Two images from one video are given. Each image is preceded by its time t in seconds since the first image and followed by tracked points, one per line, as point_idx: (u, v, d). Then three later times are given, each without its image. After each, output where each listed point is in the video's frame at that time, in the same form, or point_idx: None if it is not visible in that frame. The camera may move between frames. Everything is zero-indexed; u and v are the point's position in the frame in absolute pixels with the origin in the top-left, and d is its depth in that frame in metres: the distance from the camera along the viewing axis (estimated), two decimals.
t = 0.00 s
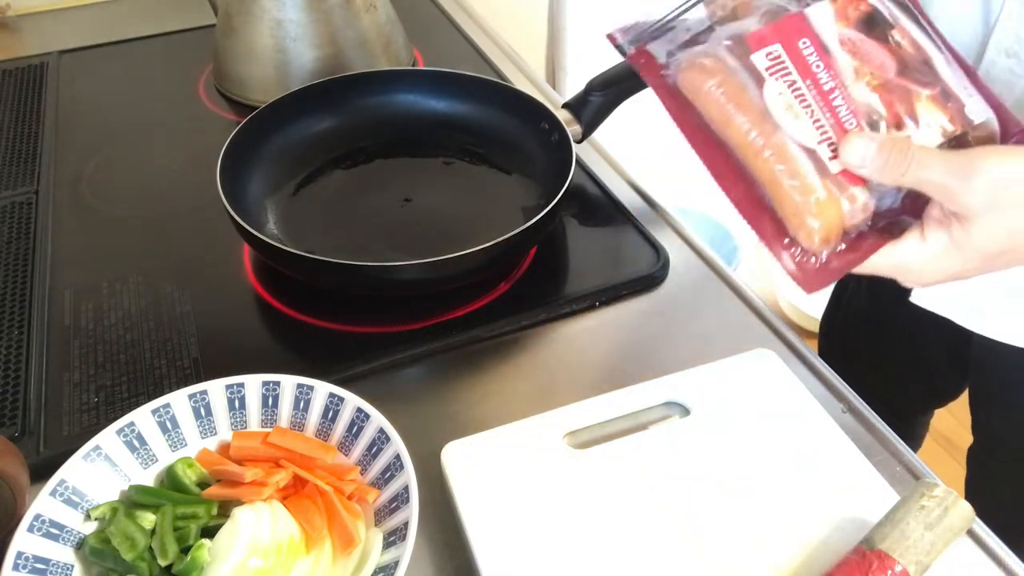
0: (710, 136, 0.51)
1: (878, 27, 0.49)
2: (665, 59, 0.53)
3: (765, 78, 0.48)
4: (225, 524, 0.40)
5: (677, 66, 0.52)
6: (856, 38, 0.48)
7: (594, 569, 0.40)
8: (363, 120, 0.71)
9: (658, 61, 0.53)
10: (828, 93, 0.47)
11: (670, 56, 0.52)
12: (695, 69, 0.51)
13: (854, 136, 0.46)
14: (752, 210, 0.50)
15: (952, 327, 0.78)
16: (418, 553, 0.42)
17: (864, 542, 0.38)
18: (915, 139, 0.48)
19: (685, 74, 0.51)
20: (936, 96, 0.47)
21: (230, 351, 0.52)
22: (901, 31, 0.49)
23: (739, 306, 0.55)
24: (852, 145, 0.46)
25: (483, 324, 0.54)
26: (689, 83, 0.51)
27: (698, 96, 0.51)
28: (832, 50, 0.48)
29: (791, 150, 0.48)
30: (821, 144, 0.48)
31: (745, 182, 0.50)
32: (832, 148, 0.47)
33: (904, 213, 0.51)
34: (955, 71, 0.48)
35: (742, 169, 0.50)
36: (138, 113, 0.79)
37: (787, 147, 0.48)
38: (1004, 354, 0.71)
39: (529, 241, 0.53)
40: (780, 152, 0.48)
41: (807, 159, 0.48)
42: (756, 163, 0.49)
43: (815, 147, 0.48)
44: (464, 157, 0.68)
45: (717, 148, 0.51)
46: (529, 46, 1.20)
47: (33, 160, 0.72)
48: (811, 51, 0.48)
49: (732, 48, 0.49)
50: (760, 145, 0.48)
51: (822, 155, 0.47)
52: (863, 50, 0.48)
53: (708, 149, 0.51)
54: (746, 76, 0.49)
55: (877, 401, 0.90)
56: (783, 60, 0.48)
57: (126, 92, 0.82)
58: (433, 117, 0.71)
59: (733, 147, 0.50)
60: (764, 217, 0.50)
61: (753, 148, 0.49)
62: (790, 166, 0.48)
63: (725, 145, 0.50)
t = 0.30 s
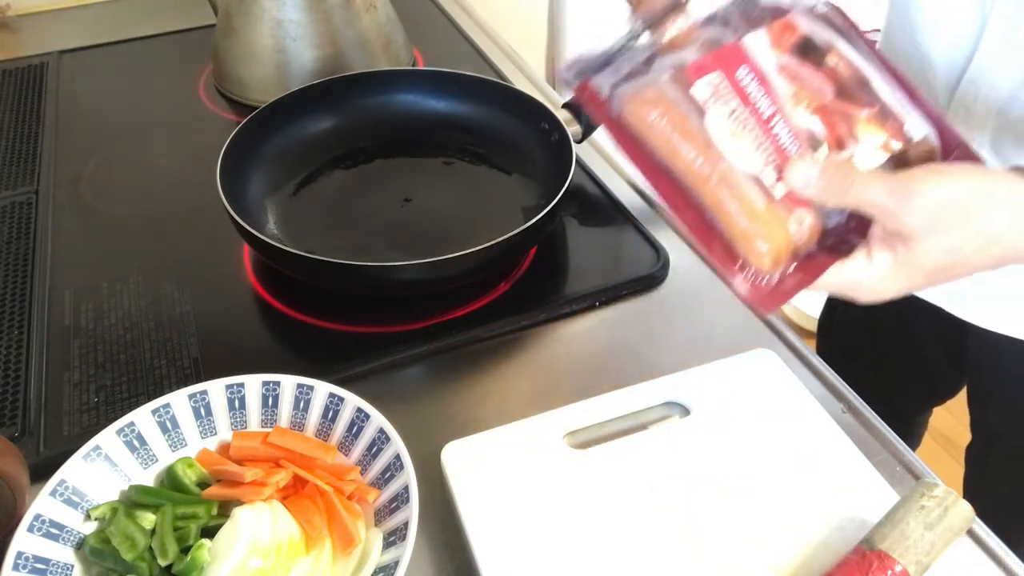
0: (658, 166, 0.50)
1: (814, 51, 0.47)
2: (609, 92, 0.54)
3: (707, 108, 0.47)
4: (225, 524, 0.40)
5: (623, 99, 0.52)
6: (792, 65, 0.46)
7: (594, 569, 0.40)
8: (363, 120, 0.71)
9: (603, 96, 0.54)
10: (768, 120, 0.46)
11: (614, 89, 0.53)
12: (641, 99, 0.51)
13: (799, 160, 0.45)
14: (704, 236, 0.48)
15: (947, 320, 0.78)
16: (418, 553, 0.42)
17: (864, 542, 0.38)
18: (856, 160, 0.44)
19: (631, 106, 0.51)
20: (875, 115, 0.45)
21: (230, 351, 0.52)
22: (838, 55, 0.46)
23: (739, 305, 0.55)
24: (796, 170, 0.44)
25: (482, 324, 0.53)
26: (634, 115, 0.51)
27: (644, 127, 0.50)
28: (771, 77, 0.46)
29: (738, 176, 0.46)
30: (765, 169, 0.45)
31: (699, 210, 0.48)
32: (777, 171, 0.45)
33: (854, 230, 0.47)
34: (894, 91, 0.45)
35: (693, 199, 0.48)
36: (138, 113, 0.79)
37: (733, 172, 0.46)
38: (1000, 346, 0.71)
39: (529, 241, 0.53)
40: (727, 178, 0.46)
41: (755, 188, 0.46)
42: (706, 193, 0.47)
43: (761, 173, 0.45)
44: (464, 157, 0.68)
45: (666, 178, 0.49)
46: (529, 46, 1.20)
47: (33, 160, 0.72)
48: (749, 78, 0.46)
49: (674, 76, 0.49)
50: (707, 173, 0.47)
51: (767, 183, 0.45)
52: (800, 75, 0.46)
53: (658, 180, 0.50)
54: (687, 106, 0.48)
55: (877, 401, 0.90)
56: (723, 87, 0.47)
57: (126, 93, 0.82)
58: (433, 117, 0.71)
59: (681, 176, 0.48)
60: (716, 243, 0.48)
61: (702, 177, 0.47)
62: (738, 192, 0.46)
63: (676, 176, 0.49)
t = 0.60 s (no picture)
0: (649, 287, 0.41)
1: (779, 138, 0.45)
2: (587, 217, 0.42)
3: (689, 220, 0.41)
4: (225, 524, 0.39)
5: (603, 221, 0.42)
6: (764, 155, 0.44)
7: (594, 569, 0.40)
8: (363, 120, 0.71)
9: (581, 223, 0.42)
10: (752, 219, 0.42)
11: (590, 212, 0.42)
12: (619, 214, 0.42)
13: (793, 253, 0.41)
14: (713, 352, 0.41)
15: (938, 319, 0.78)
16: (418, 552, 0.42)
17: (864, 542, 0.38)
18: (848, 239, 0.42)
19: (613, 227, 0.41)
20: (855, 185, 0.43)
21: (230, 351, 0.52)
22: (803, 133, 0.45)
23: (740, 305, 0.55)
24: (790, 265, 0.40)
25: (482, 324, 0.53)
26: (617, 234, 0.41)
27: (626, 250, 0.41)
28: (742, 173, 0.43)
29: (737, 287, 0.40)
30: (761, 270, 0.41)
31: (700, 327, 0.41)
32: (772, 270, 0.41)
33: (854, 305, 0.45)
34: (867, 158, 0.45)
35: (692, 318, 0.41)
36: (138, 113, 0.79)
37: (733, 284, 0.40)
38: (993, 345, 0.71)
39: (529, 241, 0.53)
40: (728, 291, 0.40)
41: (758, 294, 0.40)
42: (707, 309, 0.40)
43: (757, 275, 0.41)
44: (464, 158, 0.68)
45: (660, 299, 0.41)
46: (529, 46, 1.20)
47: (33, 160, 0.72)
48: (722, 179, 0.43)
49: (649, 192, 0.42)
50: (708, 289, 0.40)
51: (767, 283, 0.41)
52: (772, 165, 0.44)
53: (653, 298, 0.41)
54: (670, 219, 0.41)
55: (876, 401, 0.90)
56: (703, 198, 0.42)
57: (126, 92, 0.82)
58: (433, 117, 0.71)
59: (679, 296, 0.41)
60: (729, 359, 0.41)
61: (703, 295, 0.40)
62: (743, 304, 0.40)
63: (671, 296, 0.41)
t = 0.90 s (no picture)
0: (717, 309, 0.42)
1: (836, 145, 0.42)
2: (644, 241, 0.43)
3: (753, 239, 0.41)
4: (225, 524, 0.39)
5: (662, 245, 0.43)
6: (820, 163, 0.42)
7: (594, 569, 0.40)
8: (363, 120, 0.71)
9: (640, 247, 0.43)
10: (817, 232, 0.41)
11: (648, 236, 0.43)
12: (680, 237, 0.42)
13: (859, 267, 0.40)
14: (785, 375, 0.41)
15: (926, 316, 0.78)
16: (418, 552, 0.42)
17: (864, 542, 0.38)
18: (909, 248, 0.41)
19: (673, 251, 0.42)
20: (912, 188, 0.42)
21: (230, 351, 0.52)
22: (858, 137, 0.43)
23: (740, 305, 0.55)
24: (857, 279, 0.39)
25: (482, 324, 0.53)
26: (681, 259, 0.42)
27: (691, 274, 0.42)
28: (801, 183, 0.41)
29: (805, 307, 0.40)
30: (830, 289, 0.40)
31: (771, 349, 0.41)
32: (841, 287, 0.40)
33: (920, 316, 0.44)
34: (923, 158, 0.42)
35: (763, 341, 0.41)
36: (138, 113, 0.79)
37: (803, 305, 0.40)
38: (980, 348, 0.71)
39: (529, 241, 0.53)
40: (798, 313, 0.40)
41: (827, 315, 0.40)
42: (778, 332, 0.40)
43: (826, 294, 0.40)
44: (464, 157, 0.68)
45: (730, 320, 0.41)
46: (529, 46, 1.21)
47: (33, 160, 0.72)
48: (783, 193, 0.41)
49: (709, 212, 0.42)
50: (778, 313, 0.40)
51: (835, 303, 0.40)
52: (831, 174, 0.42)
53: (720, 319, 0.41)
54: (736, 241, 0.41)
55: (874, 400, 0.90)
56: (765, 212, 0.41)
57: (126, 92, 0.82)
58: (433, 117, 0.71)
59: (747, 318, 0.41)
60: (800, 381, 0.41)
61: (772, 319, 0.40)
62: (815, 326, 0.40)
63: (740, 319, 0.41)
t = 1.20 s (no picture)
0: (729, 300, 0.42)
1: (845, 133, 0.42)
2: (654, 232, 0.43)
3: (766, 230, 0.40)
4: (225, 524, 0.39)
5: (672, 235, 0.42)
6: (829, 152, 0.41)
7: (594, 569, 0.40)
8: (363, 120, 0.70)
9: (649, 237, 0.43)
10: (828, 221, 0.40)
11: (658, 226, 0.43)
12: (690, 227, 0.41)
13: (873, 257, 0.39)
14: (798, 363, 0.42)
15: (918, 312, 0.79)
16: (418, 552, 0.42)
17: (865, 542, 0.38)
18: (919, 236, 0.41)
19: (683, 241, 0.42)
20: (919, 176, 0.42)
21: (230, 351, 0.52)
22: (865, 125, 0.42)
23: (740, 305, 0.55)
24: (869, 269, 0.39)
25: (482, 324, 0.53)
26: (692, 249, 0.41)
27: (703, 264, 0.41)
28: (811, 172, 0.41)
29: (820, 298, 0.40)
30: (843, 280, 0.40)
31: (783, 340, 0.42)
32: (854, 278, 0.40)
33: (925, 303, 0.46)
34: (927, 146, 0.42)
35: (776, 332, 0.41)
36: (138, 113, 0.79)
37: (816, 295, 0.40)
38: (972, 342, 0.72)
39: (529, 241, 0.53)
40: (812, 304, 0.40)
41: (841, 306, 0.40)
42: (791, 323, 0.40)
43: (839, 285, 0.40)
44: (464, 157, 0.68)
45: (741, 311, 0.42)
46: (529, 46, 1.21)
47: (33, 160, 0.72)
48: (794, 182, 0.41)
49: (719, 201, 0.41)
50: (792, 304, 0.40)
51: (849, 293, 0.40)
52: (839, 162, 0.41)
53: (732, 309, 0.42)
54: (748, 232, 0.40)
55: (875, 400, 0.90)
56: (776, 201, 0.40)
57: (126, 92, 0.82)
58: (433, 117, 0.71)
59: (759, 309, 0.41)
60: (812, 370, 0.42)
61: (786, 311, 0.40)
62: (829, 317, 0.40)
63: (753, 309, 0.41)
